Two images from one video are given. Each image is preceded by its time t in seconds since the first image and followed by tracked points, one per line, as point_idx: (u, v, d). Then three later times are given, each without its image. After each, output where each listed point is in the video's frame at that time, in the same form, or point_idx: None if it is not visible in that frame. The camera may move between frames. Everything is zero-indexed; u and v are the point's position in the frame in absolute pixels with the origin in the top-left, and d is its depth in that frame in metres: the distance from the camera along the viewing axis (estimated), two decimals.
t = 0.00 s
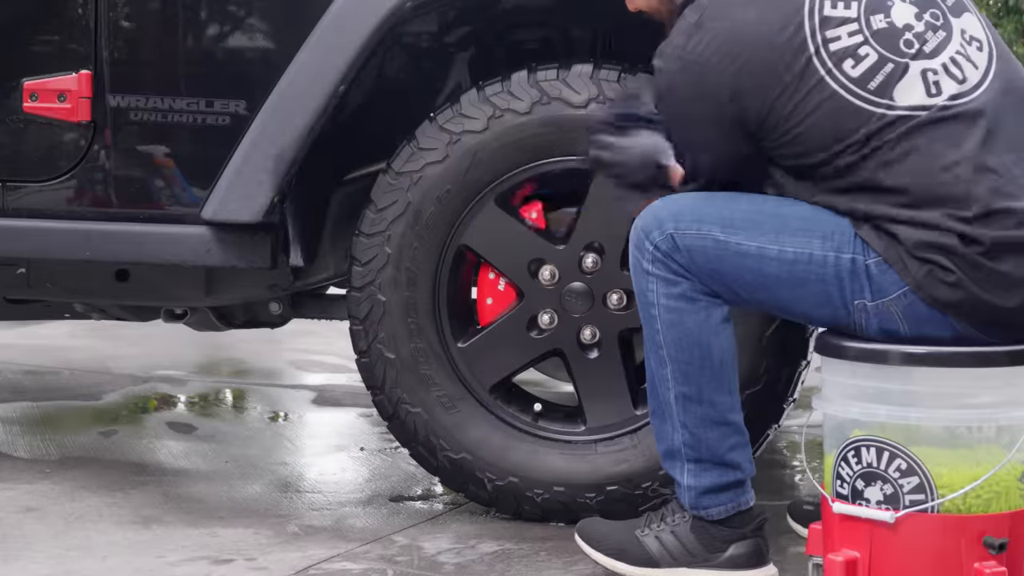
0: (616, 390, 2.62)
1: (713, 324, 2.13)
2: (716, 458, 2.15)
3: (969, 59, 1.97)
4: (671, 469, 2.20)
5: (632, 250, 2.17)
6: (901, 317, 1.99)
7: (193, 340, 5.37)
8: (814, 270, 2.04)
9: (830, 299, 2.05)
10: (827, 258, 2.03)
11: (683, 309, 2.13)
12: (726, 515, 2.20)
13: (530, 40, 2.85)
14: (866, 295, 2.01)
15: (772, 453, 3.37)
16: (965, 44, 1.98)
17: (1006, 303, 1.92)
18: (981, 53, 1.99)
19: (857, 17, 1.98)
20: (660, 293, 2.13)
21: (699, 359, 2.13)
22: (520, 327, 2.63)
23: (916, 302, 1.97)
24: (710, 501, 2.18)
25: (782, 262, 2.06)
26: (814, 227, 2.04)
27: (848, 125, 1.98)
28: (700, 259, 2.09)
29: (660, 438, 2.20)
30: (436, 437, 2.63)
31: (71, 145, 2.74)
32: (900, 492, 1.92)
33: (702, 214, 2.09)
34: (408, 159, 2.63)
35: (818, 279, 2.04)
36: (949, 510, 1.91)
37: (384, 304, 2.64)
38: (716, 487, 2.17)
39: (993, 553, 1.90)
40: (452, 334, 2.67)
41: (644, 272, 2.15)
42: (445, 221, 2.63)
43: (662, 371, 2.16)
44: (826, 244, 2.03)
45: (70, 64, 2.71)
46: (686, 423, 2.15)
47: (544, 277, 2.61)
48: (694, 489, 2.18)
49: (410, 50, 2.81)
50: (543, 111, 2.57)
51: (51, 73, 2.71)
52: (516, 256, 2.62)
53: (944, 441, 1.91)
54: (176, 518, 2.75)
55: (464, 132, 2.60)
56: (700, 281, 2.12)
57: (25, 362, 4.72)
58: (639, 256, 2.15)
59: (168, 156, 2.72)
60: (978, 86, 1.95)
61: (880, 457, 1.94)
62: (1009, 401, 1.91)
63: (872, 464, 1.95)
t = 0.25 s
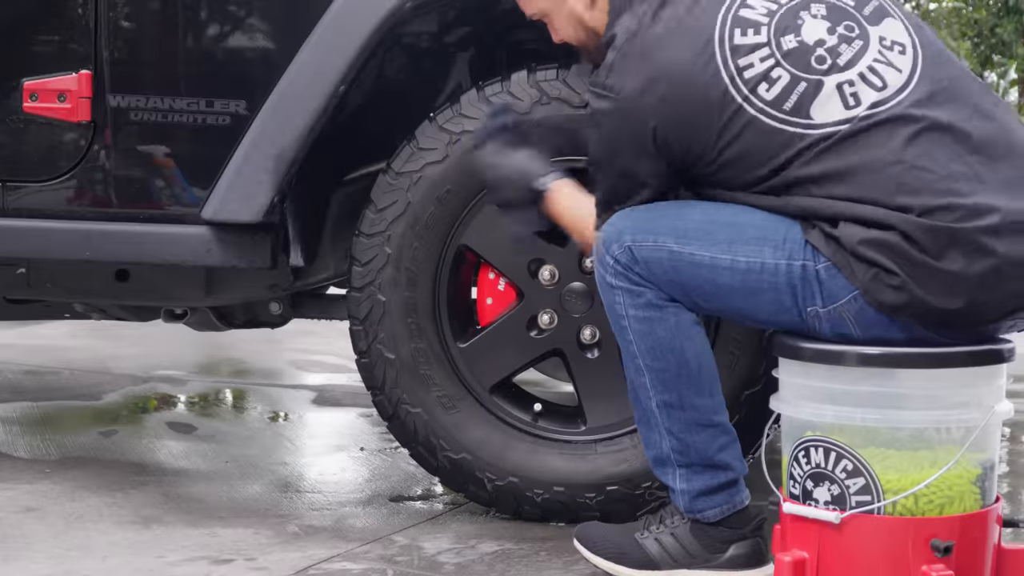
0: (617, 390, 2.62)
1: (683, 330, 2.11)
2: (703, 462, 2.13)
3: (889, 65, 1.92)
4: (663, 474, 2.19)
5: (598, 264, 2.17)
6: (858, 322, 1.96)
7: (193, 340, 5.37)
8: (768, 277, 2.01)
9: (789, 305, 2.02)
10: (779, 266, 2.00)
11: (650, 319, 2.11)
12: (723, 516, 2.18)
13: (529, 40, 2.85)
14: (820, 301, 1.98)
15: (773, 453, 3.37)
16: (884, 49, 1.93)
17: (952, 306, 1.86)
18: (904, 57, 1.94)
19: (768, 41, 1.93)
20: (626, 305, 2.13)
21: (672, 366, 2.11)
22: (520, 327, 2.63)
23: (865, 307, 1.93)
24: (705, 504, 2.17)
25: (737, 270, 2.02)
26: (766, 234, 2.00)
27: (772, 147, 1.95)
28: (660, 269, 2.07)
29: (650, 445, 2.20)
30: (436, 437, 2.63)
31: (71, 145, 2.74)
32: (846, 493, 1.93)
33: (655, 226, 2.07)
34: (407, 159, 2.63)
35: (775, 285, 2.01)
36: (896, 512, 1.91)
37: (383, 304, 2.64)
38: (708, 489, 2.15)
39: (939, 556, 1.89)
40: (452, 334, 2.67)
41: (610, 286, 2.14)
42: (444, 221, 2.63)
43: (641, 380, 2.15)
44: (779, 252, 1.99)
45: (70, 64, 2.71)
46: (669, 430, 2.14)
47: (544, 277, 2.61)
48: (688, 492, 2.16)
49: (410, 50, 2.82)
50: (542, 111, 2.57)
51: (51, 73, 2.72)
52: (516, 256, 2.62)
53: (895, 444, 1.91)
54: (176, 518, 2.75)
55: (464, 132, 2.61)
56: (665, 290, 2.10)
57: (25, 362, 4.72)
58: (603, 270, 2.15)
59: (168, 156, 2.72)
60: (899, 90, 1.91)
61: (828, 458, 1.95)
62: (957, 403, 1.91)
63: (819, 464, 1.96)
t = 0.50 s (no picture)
0: (616, 390, 2.62)
1: (684, 331, 2.11)
2: (702, 463, 2.13)
3: (902, 64, 1.93)
4: (662, 475, 2.19)
5: (597, 264, 2.17)
6: (861, 321, 1.96)
7: (193, 340, 5.37)
8: (772, 277, 2.01)
9: (792, 304, 2.02)
10: (782, 265, 2.00)
11: (651, 320, 2.11)
12: (722, 516, 2.18)
13: (529, 40, 2.85)
14: (825, 300, 1.98)
15: (772, 453, 3.37)
16: (897, 48, 1.94)
17: (958, 307, 1.86)
18: (915, 57, 1.95)
19: (783, 36, 1.94)
20: (626, 305, 2.12)
21: (672, 367, 2.11)
22: (520, 327, 2.63)
23: (868, 306, 1.94)
24: (704, 505, 2.16)
25: (740, 270, 2.03)
26: (769, 234, 2.01)
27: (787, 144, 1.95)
28: (661, 270, 2.07)
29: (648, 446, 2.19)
30: (436, 437, 2.63)
31: (71, 145, 2.74)
32: (846, 493, 1.93)
33: (658, 225, 2.07)
34: (407, 159, 2.63)
35: (779, 284, 2.01)
36: (895, 512, 1.91)
37: (383, 304, 2.64)
38: (707, 490, 2.15)
39: (938, 556, 1.89)
40: (452, 334, 2.67)
41: (610, 287, 2.14)
42: (444, 221, 2.63)
43: (640, 381, 2.15)
44: (783, 251, 2.00)
45: (70, 64, 2.71)
46: (668, 431, 2.14)
47: (544, 277, 2.61)
48: (687, 493, 2.16)
49: (409, 50, 2.81)
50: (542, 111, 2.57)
51: (51, 73, 2.72)
52: (515, 257, 2.62)
53: (896, 443, 1.91)
54: (176, 518, 2.75)
55: (464, 132, 2.61)
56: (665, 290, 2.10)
57: (25, 362, 4.72)
58: (604, 270, 2.14)
59: (168, 156, 2.72)
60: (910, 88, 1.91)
61: (826, 458, 1.95)
62: (958, 403, 1.91)
63: (819, 464, 1.96)
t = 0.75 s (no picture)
0: (616, 390, 2.62)
1: (694, 329, 2.10)
2: (708, 462, 2.13)
3: (916, 65, 1.93)
4: (666, 474, 2.19)
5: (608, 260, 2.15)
6: (878, 319, 1.96)
7: (193, 340, 5.37)
8: (788, 274, 2.01)
9: (806, 302, 2.02)
10: (799, 262, 1.99)
11: (661, 318, 2.10)
12: (725, 516, 2.18)
13: (529, 40, 2.85)
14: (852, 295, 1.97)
15: (771, 453, 3.38)
16: (912, 49, 1.94)
17: (973, 306, 1.86)
18: (930, 59, 1.95)
19: (798, 29, 1.94)
20: (637, 302, 2.11)
21: (681, 366, 2.10)
22: (520, 327, 2.63)
23: (886, 303, 1.94)
24: (707, 505, 2.16)
25: (755, 267, 2.02)
26: (785, 231, 2.00)
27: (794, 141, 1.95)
28: (675, 267, 2.06)
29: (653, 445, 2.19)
30: (436, 437, 2.63)
31: (71, 145, 2.74)
32: (869, 494, 1.93)
33: (672, 222, 2.06)
34: (407, 159, 2.63)
35: (794, 282, 2.01)
36: (918, 512, 1.91)
37: (383, 304, 2.64)
38: (711, 490, 2.15)
39: (962, 555, 1.90)
40: (452, 334, 2.67)
41: (621, 283, 2.13)
42: (444, 221, 2.63)
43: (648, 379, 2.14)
44: (799, 248, 1.99)
45: (70, 64, 2.71)
46: (675, 430, 2.14)
47: (544, 277, 2.61)
48: (691, 493, 2.16)
49: (409, 51, 2.81)
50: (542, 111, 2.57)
51: (50, 73, 2.71)
52: (515, 257, 2.62)
53: (916, 443, 1.91)
54: (176, 518, 2.75)
55: (464, 132, 2.60)
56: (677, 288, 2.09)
57: (25, 362, 4.72)
58: (615, 266, 2.13)
59: (168, 156, 2.72)
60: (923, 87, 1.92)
61: (849, 459, 1.94)
62: (967, 403, 1.92)
63: (840, 465, 1.95)
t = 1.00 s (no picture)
0: (617, 390, 2.62)
1: (714, 338, 2.01)
2: (709, 470, 2.06)
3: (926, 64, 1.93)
4: (662, 479, 2.10)
5: (630, 255, 2.03)
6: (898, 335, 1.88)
7: (193, 340, 5.37)
8: (830, 287, 1.91)
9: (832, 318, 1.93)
10: (844, 274, 1.90)
11: (685, 324, 2.00)
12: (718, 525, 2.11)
13: (530, 40, 2.85)
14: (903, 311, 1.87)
15: (772, 453, 3.38)
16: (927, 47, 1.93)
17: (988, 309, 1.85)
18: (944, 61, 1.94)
19: None
20: (660, 305, 2.00)
21: (701, 374, 2.01)
22: (520, 327, 2.63)
23: (936, 318, 1.84)
24: (700, 513, 2.10)
25: (793, 282, 1.92)
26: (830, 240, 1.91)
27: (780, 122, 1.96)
28: (705, 276, 1.96)
29: (650, 447, 2.10)
30: (436, 437, 2.63)
31: (71, 145, 2.74)
32: (912, 501, 1.85)
33: (710, 227, 1.95)
34: (406, 158, 2.63)
35: (827, 301, 1.92)
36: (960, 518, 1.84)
37: (383, 304, 2.64)
38: (707, 498, 2.08)
39: (1004, 561, 1.84)
40: (452, 334, 2.67)
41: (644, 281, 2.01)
42: (444, 221, 2.63)
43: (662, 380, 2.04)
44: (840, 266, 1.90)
45: (70, 64, 2.71)
46: (682, 436, 2.05)
47: (544, 277, 2.61)
48: (687, 499, 2.08)
49: (409, 51, 2.81)
50: (543, 111, 2.57)
51: (51, 73, 2.71)
52: (515, 256, 2.62)
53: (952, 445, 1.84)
54: (176, 518, 2.75)
55: (464, 132, 2.60)
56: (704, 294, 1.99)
57: (25, 362, 4.72)
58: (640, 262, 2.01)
59: (168, 156, 2.72)
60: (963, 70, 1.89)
61: (891, 464, 1.86)
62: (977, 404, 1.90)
63: (881, 472, 1.87)
